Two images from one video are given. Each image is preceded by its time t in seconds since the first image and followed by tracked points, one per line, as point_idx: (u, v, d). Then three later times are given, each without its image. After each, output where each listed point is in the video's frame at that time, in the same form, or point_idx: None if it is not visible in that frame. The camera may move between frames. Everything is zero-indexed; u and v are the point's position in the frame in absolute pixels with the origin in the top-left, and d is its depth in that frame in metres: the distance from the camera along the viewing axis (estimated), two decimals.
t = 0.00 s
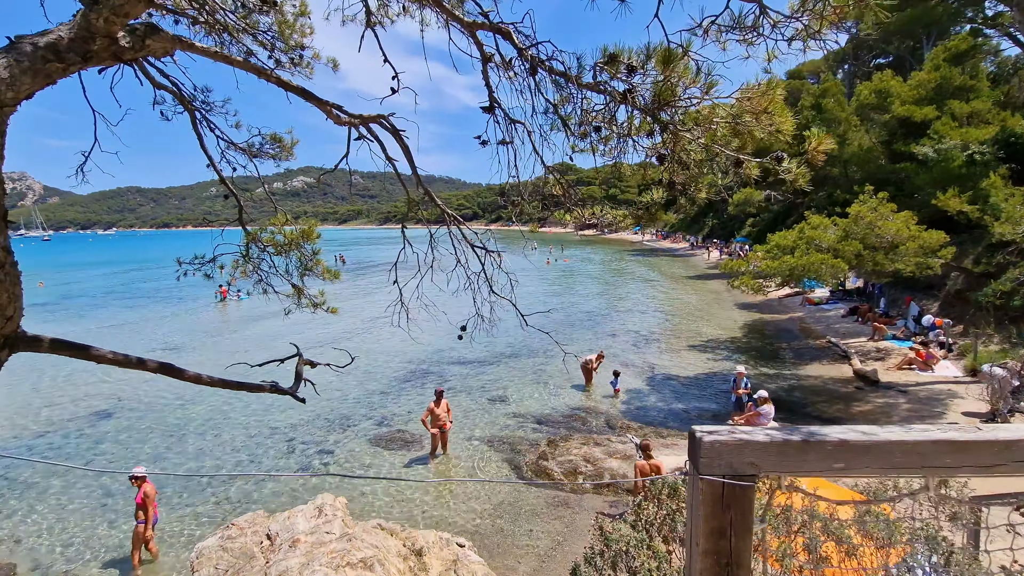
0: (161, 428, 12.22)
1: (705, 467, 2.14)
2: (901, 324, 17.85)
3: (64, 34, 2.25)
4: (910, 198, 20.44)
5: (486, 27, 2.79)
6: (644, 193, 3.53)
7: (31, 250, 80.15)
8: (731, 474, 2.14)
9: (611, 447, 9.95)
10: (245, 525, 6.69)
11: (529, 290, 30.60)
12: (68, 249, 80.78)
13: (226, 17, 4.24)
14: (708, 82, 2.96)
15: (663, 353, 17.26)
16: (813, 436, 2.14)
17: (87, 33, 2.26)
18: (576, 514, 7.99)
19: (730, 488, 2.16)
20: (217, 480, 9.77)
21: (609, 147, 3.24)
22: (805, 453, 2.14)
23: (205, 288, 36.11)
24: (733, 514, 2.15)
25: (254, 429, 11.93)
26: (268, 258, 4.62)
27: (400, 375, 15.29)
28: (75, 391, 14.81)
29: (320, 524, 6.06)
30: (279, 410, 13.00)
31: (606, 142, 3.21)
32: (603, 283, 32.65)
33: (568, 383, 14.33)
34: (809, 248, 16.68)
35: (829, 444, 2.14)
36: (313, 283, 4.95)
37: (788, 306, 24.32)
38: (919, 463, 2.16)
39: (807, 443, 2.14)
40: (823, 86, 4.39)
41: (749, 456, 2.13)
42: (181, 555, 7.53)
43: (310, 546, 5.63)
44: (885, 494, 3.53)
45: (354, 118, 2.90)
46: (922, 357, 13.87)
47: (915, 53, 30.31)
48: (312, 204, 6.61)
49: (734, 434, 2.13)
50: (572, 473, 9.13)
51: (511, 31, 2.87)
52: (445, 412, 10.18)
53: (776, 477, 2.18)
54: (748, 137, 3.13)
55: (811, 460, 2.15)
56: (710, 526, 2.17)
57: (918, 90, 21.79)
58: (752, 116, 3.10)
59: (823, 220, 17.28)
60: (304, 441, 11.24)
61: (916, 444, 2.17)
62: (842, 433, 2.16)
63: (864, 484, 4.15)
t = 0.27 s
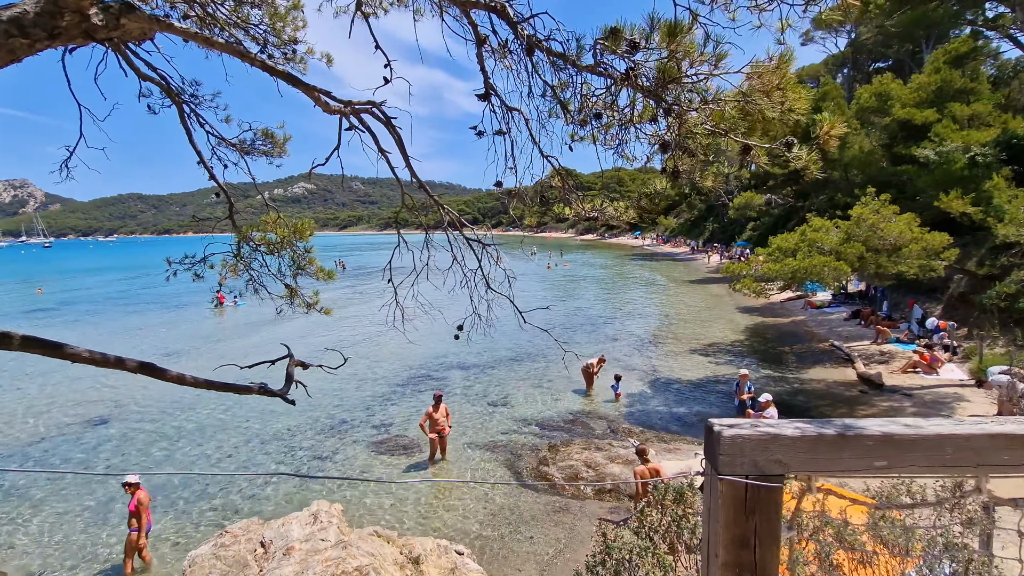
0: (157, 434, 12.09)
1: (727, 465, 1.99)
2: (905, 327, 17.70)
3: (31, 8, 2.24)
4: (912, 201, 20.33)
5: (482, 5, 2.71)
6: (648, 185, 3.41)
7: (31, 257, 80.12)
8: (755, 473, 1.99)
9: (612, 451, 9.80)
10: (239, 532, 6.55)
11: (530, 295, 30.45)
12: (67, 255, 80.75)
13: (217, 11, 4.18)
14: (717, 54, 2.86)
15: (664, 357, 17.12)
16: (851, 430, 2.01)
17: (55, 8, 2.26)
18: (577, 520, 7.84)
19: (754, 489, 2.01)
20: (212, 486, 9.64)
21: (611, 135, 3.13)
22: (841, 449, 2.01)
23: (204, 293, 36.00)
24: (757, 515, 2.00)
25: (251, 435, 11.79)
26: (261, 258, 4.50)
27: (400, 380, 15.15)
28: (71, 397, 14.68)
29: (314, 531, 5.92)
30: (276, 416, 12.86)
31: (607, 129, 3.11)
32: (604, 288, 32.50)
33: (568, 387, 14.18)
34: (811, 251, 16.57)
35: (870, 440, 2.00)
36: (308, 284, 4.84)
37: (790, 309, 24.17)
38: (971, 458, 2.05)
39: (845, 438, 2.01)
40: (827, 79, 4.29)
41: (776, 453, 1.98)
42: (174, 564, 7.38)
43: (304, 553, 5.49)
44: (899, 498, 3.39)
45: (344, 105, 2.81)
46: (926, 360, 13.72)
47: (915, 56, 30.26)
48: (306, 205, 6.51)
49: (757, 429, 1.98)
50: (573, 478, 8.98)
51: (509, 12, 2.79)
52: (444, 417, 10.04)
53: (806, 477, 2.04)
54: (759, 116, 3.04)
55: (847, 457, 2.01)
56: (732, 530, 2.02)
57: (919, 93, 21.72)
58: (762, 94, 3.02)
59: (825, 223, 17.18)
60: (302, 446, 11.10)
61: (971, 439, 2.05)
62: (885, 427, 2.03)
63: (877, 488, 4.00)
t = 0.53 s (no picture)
0: (146, 441, 11.92)
1: (723, 497, 1.86)
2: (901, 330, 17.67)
3: None
4: (906, 205, 20.34)
5: None
6: (639, 188, 3.32)
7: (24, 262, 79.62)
8: (756, 506, 1.85)
9: (607, 457, 9.68)
10: (226, 543, 6.40)
11: (525, 299, 30.35)
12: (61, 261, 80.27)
13: (202, 11, 4.12)
14: (710, 45, 2.78)
15: (661, 362, 17.04)
16: (865, 456, 1.90)
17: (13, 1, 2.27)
18: (572, 528, 7.72)
19: (752, 526, 1.87)
20: (203, 493, 9.50)
21: (600, 134, 3.05)
22: (855, 478, 1.88)
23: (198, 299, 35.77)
24: (757, 553, 1.85)
25: (241, 442, 11.63)
26: (246, 263, 4.39)
27: (394, 385, 15.01)
28: (59, 404, 14.48)
29: (303, 542, 5.80)
30: (268, 422, 12.69)
31: (597, 128, 3.03)
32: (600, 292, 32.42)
33: (564, 392, 14.07)
34: (807, 254, 16.54)
35: (885, 465, 1.89)
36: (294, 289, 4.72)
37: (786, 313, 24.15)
38: (1003, 489, 1.92)
39: (858, 464, 1.89)
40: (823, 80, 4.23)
41: (779, 482, 1.87)
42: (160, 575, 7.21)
43: (291, 565, 5.37)
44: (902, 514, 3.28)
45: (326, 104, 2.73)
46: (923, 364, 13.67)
47: (908, 61, 30.39)
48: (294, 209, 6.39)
49: (759, 455, 1.86)
50: (568, 485, 8.86)
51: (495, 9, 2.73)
52: (437, 423, 9.91)
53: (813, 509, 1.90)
54: (754, 111, 2.98)
55: (863, 487, 1.89)
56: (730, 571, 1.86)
57: (912, 97, 21.78)
58: (757, 89, 2.96)
59: (820, 226, 17.16)
60: (293, 454, 10.95)
61: (999, 466, 1.93)
62: (901, 451, 1.92)
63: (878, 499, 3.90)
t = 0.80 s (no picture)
0: (125, 451, 11.65)
1: (685, 532, 1.80)
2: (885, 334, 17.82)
3: None
4: (890, 210, 20.57)
5: None
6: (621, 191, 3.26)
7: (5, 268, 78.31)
8: (720, 543, 1.79)
9: (594, 464, 9.61)
10: (202, 556, 6.24)
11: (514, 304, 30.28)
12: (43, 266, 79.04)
13: (173, 9, 4.01)
14: (686, 42, 2.74)
15: (649, 367, 17.01)
16: (842, 486, 1.82)
17: None
18: (557, 537, 7.62)
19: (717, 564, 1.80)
20: (181, 505, 9.28)
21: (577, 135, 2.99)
22: (830, 511, 1.82)
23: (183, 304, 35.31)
24: None
25: (222, 451, 11.41)
26: (220, 269, 4.28)
27: (380, 392, 14.84)
28: (35, 413, 14.15)
29: (281, 555, 5.68)
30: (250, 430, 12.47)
31: (575, 130, 2.97)
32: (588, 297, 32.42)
33: (551, 398, 13.98)
34: (793, 259, 16.64)
35: (865, 496, 1.81)
36: (270, 295, 4.61)
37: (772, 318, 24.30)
38: (994, 521, 1.84)
39: (834, 496, 1.82)
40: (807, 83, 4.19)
41: (746, 515, 1.80)
42: None
43: None
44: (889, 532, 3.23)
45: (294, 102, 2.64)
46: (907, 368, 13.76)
47: (891, 69, 30.82)
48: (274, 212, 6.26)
49: (722, 487, 1.80)
50: (554, 492, 8.77)
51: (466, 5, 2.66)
52: (422, 431, 9.77)
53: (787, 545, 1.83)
54: (732, 110, 2.94)
55: (839, 521, 1.82)
56: None
57: (895, 105, 22.07)
58: (735, 88, 2.92)
59: (805, 231, 17.29)
60: (275, 462, 10.74)
61: (990, 496, 1.85)
62: (881, 479, 1.85)
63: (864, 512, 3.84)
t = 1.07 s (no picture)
0: (100, 461, 11.35)
1: None
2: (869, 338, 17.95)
3: None
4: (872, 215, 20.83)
5: None
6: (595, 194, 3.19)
7: None
8: None
9: (579, 471, 9.52)
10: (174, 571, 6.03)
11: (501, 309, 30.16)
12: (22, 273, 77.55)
13: (136, 7, 3.91)
14: (651, 38, 2.71)
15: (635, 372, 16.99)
16: (798, 530, 1.60)
17: None
18: (541, 545, 7.51)
19: None
20: (157, 516, 9.04)
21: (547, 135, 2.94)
22: (783, 559, 1.59)
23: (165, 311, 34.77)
24: None
25: (201, 460, 11.16)
26: (185, 274, 4.15)
27: (364, 399, 14.65)
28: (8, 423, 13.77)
29: (253, 570, 5.51)
30: (230, 439, 12.22)
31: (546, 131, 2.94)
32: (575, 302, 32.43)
33: (537, 404, 13.89)
34: (777, 264, 16.76)
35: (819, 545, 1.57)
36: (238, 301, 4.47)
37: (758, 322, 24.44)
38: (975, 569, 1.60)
39: (789, 541, 1.59)
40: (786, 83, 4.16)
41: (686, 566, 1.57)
42: None
43: None
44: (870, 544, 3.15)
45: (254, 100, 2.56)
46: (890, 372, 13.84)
47: (872, 77, 31.32)
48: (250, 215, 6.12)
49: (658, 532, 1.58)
50: (539, 500, 8.67)
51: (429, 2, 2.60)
52: (405, 439, 9.61)
53: None
54: (702, 108, 2.91)
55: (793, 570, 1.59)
56: None
57: (875, 112, 22.40)
58: (705, 85, 2.88)
59: (789, 236, 17.43)
60: (255, 472, 10.52)
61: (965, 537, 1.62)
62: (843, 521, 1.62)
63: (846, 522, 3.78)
